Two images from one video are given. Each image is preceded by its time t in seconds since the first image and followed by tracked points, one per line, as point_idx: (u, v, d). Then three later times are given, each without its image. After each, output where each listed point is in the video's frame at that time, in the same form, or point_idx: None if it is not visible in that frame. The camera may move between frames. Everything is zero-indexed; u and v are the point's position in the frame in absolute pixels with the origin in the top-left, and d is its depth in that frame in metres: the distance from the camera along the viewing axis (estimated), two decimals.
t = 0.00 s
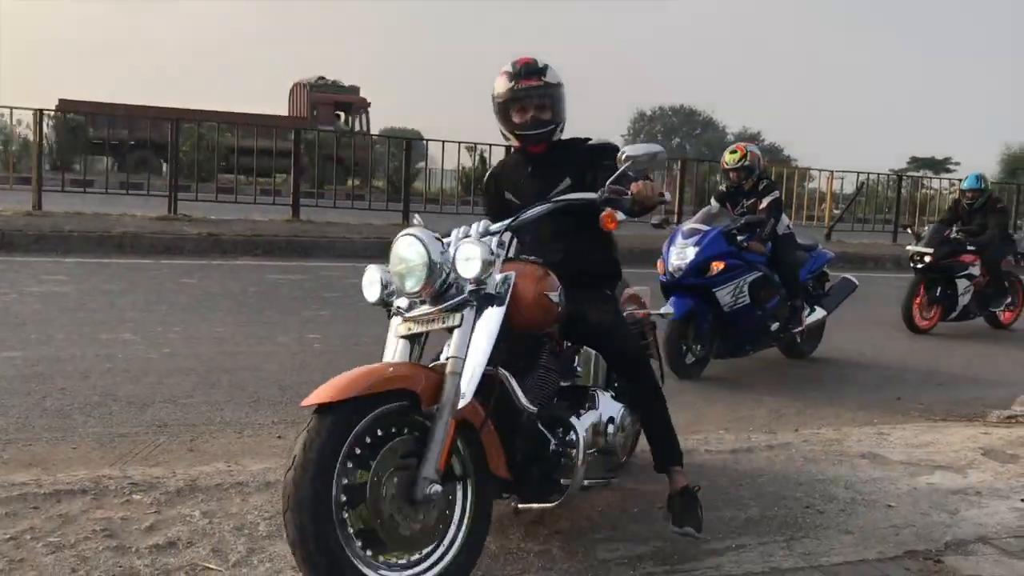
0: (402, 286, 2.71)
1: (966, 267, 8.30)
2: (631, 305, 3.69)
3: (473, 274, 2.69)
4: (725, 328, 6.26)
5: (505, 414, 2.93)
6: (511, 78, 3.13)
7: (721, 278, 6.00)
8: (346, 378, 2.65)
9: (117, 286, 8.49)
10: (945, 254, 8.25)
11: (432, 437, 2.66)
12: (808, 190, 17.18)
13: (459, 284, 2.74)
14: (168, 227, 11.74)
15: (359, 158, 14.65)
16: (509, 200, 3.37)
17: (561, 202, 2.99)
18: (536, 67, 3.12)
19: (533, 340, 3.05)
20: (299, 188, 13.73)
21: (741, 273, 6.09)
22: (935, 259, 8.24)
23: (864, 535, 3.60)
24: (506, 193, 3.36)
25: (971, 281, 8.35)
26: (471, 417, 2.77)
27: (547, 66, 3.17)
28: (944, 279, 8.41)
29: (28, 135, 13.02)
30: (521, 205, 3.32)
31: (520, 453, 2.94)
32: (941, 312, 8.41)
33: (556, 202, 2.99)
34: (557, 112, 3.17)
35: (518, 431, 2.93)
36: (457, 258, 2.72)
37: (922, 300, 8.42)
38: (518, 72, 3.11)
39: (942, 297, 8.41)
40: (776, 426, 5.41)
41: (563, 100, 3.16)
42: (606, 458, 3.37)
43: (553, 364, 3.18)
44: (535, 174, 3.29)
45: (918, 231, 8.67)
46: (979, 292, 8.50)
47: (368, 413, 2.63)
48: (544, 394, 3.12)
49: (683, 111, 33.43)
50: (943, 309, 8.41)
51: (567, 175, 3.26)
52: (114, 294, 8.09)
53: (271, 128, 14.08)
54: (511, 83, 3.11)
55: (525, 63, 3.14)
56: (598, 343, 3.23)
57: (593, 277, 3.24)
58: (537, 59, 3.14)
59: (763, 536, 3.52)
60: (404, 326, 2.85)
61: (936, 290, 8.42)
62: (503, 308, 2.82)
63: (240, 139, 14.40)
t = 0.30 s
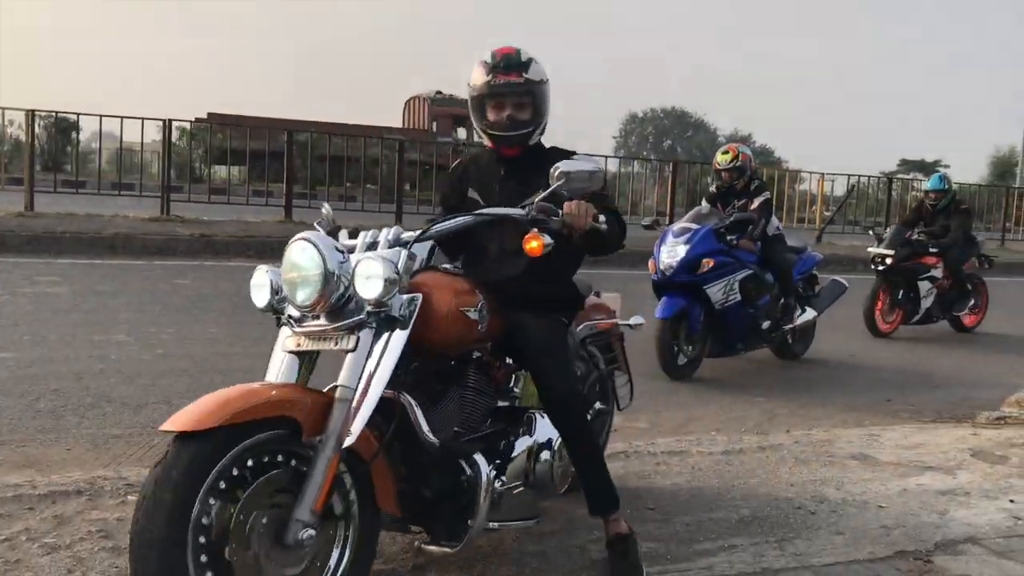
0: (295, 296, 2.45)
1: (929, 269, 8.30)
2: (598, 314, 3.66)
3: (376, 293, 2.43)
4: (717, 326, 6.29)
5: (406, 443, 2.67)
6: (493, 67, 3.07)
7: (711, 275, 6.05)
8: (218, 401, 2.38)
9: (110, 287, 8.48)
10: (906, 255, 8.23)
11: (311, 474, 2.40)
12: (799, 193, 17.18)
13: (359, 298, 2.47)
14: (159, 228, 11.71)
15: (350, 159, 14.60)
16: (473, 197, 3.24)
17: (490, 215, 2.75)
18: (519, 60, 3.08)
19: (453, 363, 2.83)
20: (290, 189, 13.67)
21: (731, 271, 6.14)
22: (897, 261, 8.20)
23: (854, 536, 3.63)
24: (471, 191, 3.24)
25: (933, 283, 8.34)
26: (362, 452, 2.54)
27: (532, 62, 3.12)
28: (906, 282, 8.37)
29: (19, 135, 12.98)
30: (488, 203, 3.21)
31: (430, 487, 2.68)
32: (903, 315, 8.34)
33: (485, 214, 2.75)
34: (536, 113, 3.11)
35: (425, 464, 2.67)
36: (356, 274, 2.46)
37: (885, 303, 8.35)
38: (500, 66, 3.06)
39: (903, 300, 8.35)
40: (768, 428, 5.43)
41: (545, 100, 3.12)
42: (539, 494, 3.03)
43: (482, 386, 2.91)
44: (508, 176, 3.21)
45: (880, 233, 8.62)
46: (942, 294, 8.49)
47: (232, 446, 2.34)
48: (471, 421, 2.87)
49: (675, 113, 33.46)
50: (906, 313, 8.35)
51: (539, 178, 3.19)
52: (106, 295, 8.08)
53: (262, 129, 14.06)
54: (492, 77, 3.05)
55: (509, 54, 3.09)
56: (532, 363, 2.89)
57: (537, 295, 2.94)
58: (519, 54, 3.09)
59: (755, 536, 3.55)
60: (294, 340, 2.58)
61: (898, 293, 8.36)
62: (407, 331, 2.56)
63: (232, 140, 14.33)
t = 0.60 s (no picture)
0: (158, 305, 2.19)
1: (902, 271, 8.31)
2: (559, 326, 3.60)
3: (248, 314, 2.18)
4: (707, 328, 6.33)
5: (290, 474, 2.43)
6: (391, 57, 2.81)
7: (701, 278, 6.08)
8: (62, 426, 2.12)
9: (102, 291, 8.48)
10: (878, 258, 8.24)
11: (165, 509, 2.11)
12: (790, 195, 17.23)
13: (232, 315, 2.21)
14: (151, 231, 11.71)
15: (342, 162, 14.60)
16: (388, 201, 3.02)
17: (397, 226, 2.48)
18: (420, 50, 2.80)
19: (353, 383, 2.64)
20: (283, 193, 13.67)
21: (720, 273, 6.18)
22: (869, 262, 8.21)
23: (844, 535, 3.67)
24: (386, 194, 3.02)
25: (906, 285, 8.34)
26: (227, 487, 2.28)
27: (437, 52, 2.82)
28: (879, 284, 8.35)
29: (10, 139, 12.97)
30: (402, 209, 2.98)
31: (322, 522, 2.46)
32: (876, 318, 8.30)
33: (393, 225, 2.48)
34: (440, 107, 2.82)
35: (311, 498, 2.44)
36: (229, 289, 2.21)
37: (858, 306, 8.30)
38: (396, 58, 2.80)
39: (876, 302, 8.32)
40: (760, 429, 5.47)
41: (450, 93, 2.82)
42: (449, 533, 2.85)
43: (393, 406, 2.77)
44: (420, 177, 2.95)
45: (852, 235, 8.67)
46: (915, 296, 8.48)
47: (72, 476, 2.07)
48: (380, 446, 2.74)
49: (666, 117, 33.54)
50: (879, 315, 8.31)
51: (453, 181, 2.91)
52: (99, 299, 8.08)
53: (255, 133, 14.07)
54: (387, 69, 2.79)
55: (411, 43, 2.82)
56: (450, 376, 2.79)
57: (457, 304, 2.78)
58: (421, 43, 2.81)
59: (746, 536, 3.59)
60: (160, 352, 2.31)
61: (871, 295, 8.33)
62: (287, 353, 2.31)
63: (224, 143, 14.32)
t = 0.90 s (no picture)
0: None
1: (883, 270, 8.28)
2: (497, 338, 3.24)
3: (98, 342, 1.76)
4: (698, 329, 6.33)
5: (146, 518, 2.03)
6: (268, 40, 2.43)
7: (690, 278, 6.09)
8: None
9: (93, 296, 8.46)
10: (859, 257, 8.23)
11: None
12: (782, 195, 17.27)
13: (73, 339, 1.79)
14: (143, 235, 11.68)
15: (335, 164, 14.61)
16: (284, 197, 2.65)
17: (278, 239, 2.09)
18: (298, 30, 2.41)
19: (234, 406, 2.20)
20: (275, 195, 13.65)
21: (709, 274, 6.19)
22: (849, 261, 8.19)
23: (836, 534, 3.68)
24: (280, 188, 2.66)
25: (887, 284, 8.31)
26: (55, 543, 1.82)
27: (321, 29, 2.42)
28: (860, 283, 8.33)
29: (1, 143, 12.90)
30: (298, 207, 2.61)
31: (185, 571, 2.06)
32: (858, 317, 8.30)
33: (275, 237, 2.09)
34: (327, 96, 2.43)
35: (167, 547, 2.04)
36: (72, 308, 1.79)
37: (839, 306, 8.31)
38: (274, 39, 2.40)
39: (857, 301, 8.31)
40: (753, 429, 5.48)
41: (339, 77, 2.43)
42: None
43: (284, 434, 2.33)
44: (316, 173, 2.58)
45: (833, 235, 8.65)
46: (897, 296, 8.45)
47: None
48: (272, 482, 2.32)
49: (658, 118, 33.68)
50: (860, 315, 8.31)
51: (353, 178, 2.54)
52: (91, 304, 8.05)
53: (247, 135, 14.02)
54: (263, 54, 2.40)
55: (290, 22, 2.42)
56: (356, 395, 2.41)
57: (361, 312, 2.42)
58: (302, 21, 2.42)
59: (738, 536, 3.59)
60: None
61: (852, 294, 8.32)
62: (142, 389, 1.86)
63: (216, 146, 14.30)
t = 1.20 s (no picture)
0: None
1: (866, 268, 8.19)
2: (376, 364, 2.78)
3: None
4: (689, 329, 6.33)
5: None
6: None
7: (681, 279, 6.09)
8: None
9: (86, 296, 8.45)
10: (842, 256, 8.15)
11: None
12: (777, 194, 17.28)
13: None
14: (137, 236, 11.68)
15: (328, 166, 14.58)
16: (87, 186, 2.44)
17: None
18: None
19: None
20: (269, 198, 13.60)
21: (700, 274, 6.20)
22: (834, 261, 8.13)
23: (830, 533, 3.68)
24: (83, 177, 2.44)
25: (872, 283, 8.22)
26: None
27: None
28: (844, 283, 8.27)
29: None
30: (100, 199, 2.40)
31: None
32: (843, 316, 8.34)
33: None
34: (123, 56, 2.18)
35: None
36: None
37: (824, 305, 8.31)
38: None
39: (842, 300, 8.30)
40: (747, 428, 5.48)
41: (137, 35, 2.19)
42: None
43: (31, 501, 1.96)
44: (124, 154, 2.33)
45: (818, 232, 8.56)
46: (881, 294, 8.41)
47: None
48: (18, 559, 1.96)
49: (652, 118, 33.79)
50: (845, 314, 8.32)
51: (165, 158, 2.29)
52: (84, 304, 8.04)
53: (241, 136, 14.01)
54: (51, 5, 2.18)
55: None
56: (137, 449, 2.08)
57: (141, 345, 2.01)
58: None
59: (731, 534, 3.60)
60: None
61: (837, 293, 8.29)
62: None
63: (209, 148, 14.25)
